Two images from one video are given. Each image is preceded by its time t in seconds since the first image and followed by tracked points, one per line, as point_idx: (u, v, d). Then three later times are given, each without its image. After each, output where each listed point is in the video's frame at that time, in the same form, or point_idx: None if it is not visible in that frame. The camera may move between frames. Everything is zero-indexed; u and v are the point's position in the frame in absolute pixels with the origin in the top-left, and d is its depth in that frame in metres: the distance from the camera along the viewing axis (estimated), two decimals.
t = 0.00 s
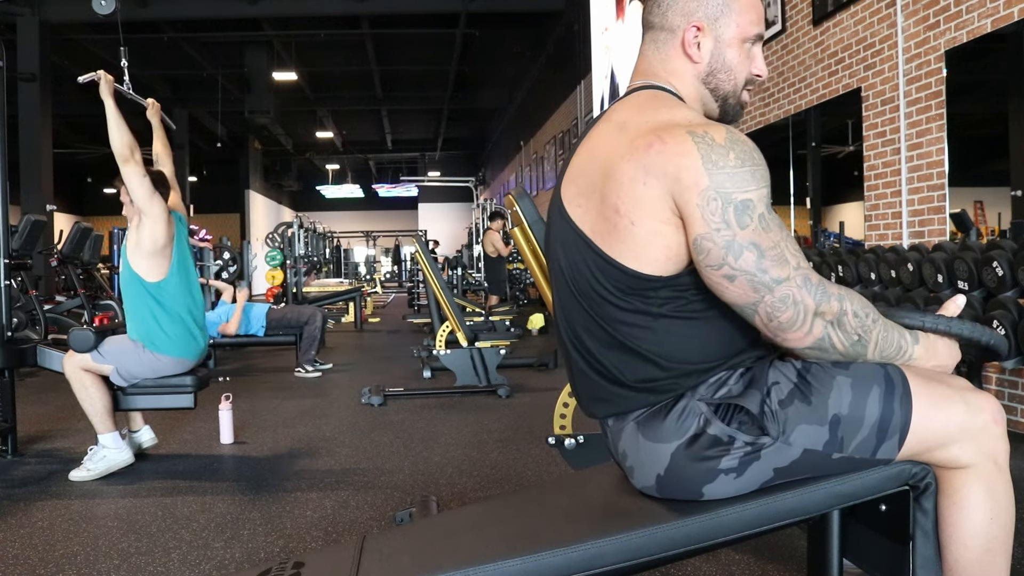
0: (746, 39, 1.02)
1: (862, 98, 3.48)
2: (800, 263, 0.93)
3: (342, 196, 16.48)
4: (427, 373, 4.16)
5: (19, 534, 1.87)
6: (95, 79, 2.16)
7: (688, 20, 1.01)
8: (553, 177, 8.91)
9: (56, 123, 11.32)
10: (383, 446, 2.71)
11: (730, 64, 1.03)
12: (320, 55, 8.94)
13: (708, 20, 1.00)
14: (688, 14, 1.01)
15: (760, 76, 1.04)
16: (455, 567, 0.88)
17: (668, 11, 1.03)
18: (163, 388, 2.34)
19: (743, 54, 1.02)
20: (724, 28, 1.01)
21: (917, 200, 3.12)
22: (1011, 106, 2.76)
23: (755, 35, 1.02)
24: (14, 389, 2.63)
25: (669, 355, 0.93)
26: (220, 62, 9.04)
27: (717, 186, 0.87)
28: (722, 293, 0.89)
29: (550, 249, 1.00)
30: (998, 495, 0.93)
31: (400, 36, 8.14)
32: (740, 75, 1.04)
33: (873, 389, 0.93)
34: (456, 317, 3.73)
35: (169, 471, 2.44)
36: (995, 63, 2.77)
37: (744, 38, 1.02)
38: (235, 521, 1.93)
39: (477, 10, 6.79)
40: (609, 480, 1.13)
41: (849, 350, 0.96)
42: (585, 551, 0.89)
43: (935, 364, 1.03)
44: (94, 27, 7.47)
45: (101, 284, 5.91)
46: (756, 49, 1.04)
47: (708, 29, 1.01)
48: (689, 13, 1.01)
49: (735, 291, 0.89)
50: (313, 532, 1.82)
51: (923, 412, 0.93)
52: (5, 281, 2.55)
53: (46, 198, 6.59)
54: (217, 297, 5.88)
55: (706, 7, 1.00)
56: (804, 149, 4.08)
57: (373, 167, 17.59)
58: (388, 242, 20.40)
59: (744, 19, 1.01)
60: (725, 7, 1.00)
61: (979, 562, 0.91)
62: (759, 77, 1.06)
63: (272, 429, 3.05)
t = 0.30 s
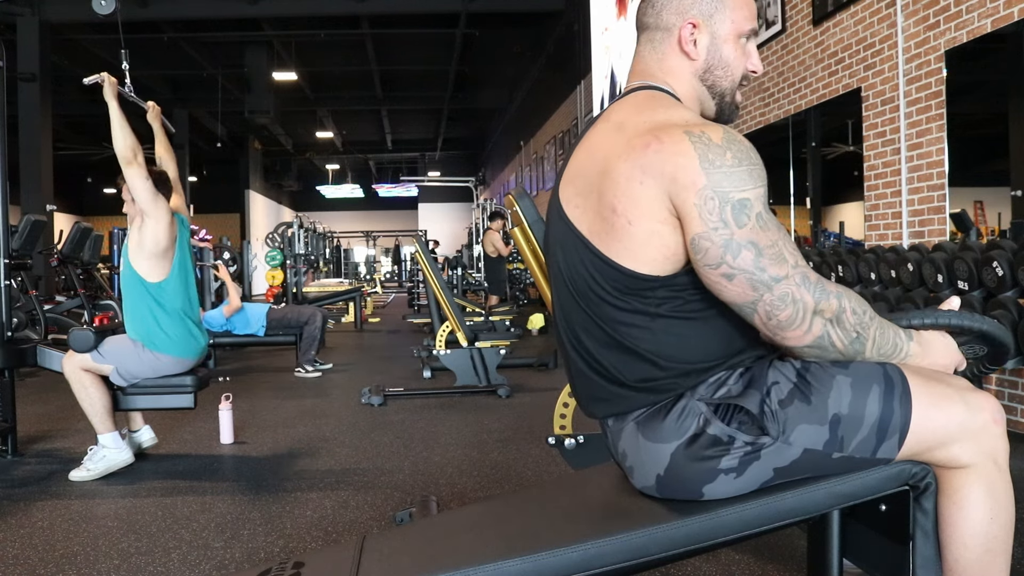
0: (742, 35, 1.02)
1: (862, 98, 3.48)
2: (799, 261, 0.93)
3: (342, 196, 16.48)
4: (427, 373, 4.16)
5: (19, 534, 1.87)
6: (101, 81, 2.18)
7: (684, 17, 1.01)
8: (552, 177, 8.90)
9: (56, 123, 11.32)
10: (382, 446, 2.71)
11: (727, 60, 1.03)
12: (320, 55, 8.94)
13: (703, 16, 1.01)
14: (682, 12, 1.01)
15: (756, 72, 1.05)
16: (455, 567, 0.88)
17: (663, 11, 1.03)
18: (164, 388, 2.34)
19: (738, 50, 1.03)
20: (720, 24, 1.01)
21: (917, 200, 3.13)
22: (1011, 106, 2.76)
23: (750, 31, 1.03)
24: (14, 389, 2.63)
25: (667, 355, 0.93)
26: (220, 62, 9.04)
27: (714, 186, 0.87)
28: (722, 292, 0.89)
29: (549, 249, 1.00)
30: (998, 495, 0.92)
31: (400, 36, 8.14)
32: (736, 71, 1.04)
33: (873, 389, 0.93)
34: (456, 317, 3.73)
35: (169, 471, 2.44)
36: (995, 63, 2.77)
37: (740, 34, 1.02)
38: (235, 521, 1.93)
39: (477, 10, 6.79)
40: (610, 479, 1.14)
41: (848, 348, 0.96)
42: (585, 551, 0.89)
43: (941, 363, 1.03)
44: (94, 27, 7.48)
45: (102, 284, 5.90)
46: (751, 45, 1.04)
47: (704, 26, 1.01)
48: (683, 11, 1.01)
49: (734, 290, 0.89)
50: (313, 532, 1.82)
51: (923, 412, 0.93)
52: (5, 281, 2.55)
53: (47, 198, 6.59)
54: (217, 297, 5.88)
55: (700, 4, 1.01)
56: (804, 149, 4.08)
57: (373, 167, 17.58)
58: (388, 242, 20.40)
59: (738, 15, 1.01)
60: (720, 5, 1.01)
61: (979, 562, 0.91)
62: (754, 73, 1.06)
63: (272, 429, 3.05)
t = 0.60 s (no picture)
0: (730, 29, 1.01)
1: (862, 98, 3.48)
2: (800, 257, 0.94)
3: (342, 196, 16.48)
4: (427, 373, 4.16)
5: (19, 534, 1.87)
6: (117, 115, 2.19)
7: (668, 15, 1.02)
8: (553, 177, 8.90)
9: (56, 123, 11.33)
10: (382, 446, 2.71)
11: (716, 55, 1.02)
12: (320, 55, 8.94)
13: (688, 14, 1.01)
14: (666, 11, 1.02)
15: (749, 66, 1.04)
16: (455, 566, 0.88)
17: (649, 11, 1.04)
18: (163, 388, 2.34)
19: (729, 45, 1.02)
20: (705, 19, 1.01)
21: (917, 200, 3.12)
22: (1011, 106, 2.76)
23: (739, 24, 1.02)
24: (14, 389, 2.63)
25: (667, 354, 0.93)
26: (220, 62, 9.04)
27: (716, 183, 0.87)
28: (727, 289, 0.89)
29: (547, 251, 1.00)
30: (998, 495, 0.92)
31: (400, 36, 8.14)
32: (727, 66, 1.03)
33: (873, 386, 0.93)
34: (456, 317, 3.73)
35: (169, 471, 2.44)
36: (995, 63, 2.77)
37: (729, 25, 1.01)
38: (235, 521, 1.93)
39: (477, 9, 6.78)
40: (610, 479, 1.14)
41: (851, 341, 0.96)
42: (585, 550, 0.89)
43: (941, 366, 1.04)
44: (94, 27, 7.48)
45: (102, 284, 5.91)
46: (743, 39, 1.03)
47: (687, 23, 1.02)
48: (668, 10, 1.02)
49: (740, 285, 0.89)
50: (313, 532, 1.82)
51: (923, 411, 0.93)
52: (5, 281, 2.55)
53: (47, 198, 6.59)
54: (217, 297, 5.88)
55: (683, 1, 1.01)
56: (804, 149, 4.08)
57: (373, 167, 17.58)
58: (388, 242, 20.39)
59: (727, 9, 1.01)
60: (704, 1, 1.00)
61: (979, 562, 0.91)
62: (749, 67, 1.05)
63: (272, 429, 3.05)
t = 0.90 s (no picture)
0: (729, 28, 1.01)
1: (862, 98, 3.48)
2: (800, 257, 0.94)
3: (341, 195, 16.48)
4: (427, 373, 4.16)
5: (19, 534, 1.87)
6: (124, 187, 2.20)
7: (667, 16, 1.02)
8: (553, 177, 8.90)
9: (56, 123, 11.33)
10: (382, 446, 2.71)
11: (716, 54, 1.02)
12: (320, 55, 8.94)
13: (686, 13, 1.01)
14: (665, 11, 1.02)
15: (749, 65, 1.03)
16: (455, 566, 0.88)
17: (648, 11, 1.04)
18: (163, 388, 2.34)
19: (728, 45, 1.02)
20: (704, 19, 1.01)
21: (917, 200, 3.12)
22: (1011, 106, 2.76)
23: (738, 23, 1.02)
24: (14, 389, 2.63)
25: (666, 355, 0.93)
26: (219, 62, 9.04)
27: (718, 183, 0.87)
28: (729, 290, 0.89)
29: (547, 251, 1.00)
30: (997, 495, 0.92)
31: (400, 36, 8.14)
32: (726, 66, 1.03)
33: (872, 386, 0.93)
34: (456, 317, 3.73)
35: (169, 471, 2.44)
36: (995, 63, 2.77)
37: (728, 24, 1.01)
38: (235, 521, 1.93)
39: (477, 9, 6.78)
40: (610, 479, 1.14)
41: (848, 342, 0.96)
42: (585, 550, 0.89)
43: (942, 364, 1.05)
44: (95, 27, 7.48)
45: (102, 283, 5.91)
46: (743, 38, 1.03)
47: (686, 22, 1.02)
48: (667, 9, 1.02)
49: (740, 286, 0.89)
50: (313, 532, 1.82)
51: (923, 410, 0.93)
52: (6, 281, 2.55)
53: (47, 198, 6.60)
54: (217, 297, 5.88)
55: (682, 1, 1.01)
56: (804, 149, 4.08)
57: (373, 167, 17.58)
58: (388, 242, 20.39)
59: (726, 8, 1.00)
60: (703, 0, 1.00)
61: (978, 562, 0.91)
62: (749, 67, 1.05)
63: (272, 429, 3.05)
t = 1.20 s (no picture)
0: (732, 31, 1.02)
1: (862, 98, 3.48)
2: (803, 253, 0.94)
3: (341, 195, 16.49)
4: (427, 373, 4.15)
5: (19, 534, 1.87)
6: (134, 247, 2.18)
7: (674, 17, 1.02)
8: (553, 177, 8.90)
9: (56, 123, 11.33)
10: (382, 446, 2.71)
11: (720, 57, 1.03)
12: (320, 55, 8.94)
13: (694, 15, 1.01)
14: (673, 13, 1.02)
15: (747, 68, 1.05)
16: (455, 566, 0.88)
17: (653, 12, 1.03)
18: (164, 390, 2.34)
19: (730, 47, 1.03)
20: (710, 22, 1.01)
21: (917, 200, 3.13)
22: (1011, 106, 2.76)
23: (739, 27, 1.03)
24: (14, 390, 2.63)
25: (669, 354, 0.93)
26: (219, 62, 9.04)
27: (725, 179, 0.87)
28: (736, 286, 0.89)
29: (548, 250, 1.00)
30: (997, 494, 0.92)
31: (400, 36, 8.14)
32: (729, 68, 1.04)
33: (873, 384, 0.93)
34: (456, 317, 3.73)
35: (169, 471, 2.44)
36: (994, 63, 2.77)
37: (732, 28, 1.02)
38: (235, 521, 1.93)
39: (477, 9, 6.78)
40: (609, 479, 1.14)
41: (850, 338, 0.96)
42: (585, 550, 0.89)
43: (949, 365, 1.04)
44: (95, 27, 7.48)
45: (102, 283, 5.90)
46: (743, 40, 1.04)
47: (694, 24, 1.01)
48: (673, 12, 1.02)
49: (748, 281, 0.89)
50: (313, 532, 1.82)
51: (923, 409, 0.93)
52: (5, 281, 2.55)
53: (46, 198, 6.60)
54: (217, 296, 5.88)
55: (689, 3, 1.01)
56: (804, 149, 4.08)
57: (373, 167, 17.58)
58: (388, 242, 20.39)
59: (730, 12, 1.01)
60: (709, 3, 1.01)
61: (979, 561, 0.91)
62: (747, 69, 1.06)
63: (272, 429, 3.05)
